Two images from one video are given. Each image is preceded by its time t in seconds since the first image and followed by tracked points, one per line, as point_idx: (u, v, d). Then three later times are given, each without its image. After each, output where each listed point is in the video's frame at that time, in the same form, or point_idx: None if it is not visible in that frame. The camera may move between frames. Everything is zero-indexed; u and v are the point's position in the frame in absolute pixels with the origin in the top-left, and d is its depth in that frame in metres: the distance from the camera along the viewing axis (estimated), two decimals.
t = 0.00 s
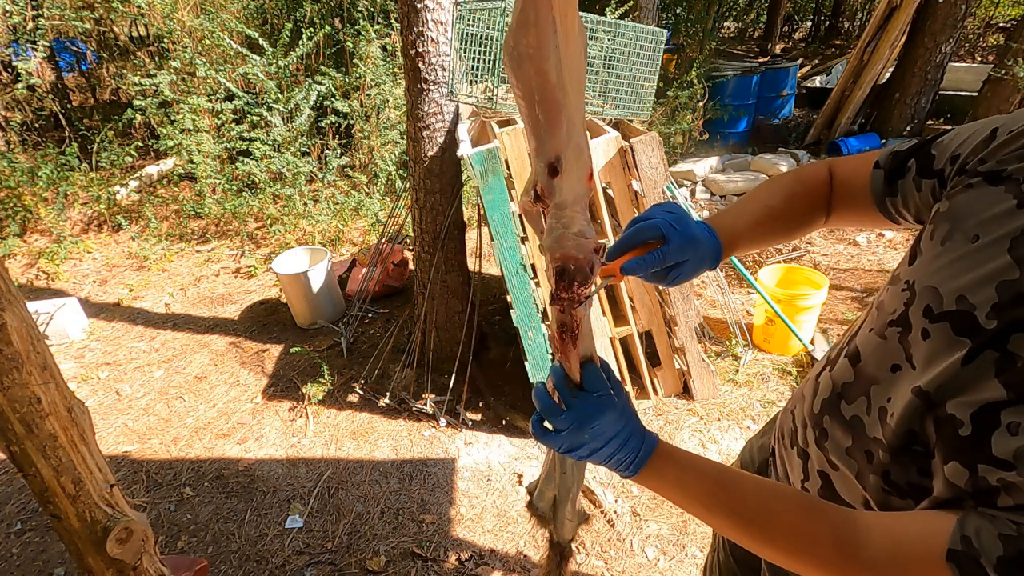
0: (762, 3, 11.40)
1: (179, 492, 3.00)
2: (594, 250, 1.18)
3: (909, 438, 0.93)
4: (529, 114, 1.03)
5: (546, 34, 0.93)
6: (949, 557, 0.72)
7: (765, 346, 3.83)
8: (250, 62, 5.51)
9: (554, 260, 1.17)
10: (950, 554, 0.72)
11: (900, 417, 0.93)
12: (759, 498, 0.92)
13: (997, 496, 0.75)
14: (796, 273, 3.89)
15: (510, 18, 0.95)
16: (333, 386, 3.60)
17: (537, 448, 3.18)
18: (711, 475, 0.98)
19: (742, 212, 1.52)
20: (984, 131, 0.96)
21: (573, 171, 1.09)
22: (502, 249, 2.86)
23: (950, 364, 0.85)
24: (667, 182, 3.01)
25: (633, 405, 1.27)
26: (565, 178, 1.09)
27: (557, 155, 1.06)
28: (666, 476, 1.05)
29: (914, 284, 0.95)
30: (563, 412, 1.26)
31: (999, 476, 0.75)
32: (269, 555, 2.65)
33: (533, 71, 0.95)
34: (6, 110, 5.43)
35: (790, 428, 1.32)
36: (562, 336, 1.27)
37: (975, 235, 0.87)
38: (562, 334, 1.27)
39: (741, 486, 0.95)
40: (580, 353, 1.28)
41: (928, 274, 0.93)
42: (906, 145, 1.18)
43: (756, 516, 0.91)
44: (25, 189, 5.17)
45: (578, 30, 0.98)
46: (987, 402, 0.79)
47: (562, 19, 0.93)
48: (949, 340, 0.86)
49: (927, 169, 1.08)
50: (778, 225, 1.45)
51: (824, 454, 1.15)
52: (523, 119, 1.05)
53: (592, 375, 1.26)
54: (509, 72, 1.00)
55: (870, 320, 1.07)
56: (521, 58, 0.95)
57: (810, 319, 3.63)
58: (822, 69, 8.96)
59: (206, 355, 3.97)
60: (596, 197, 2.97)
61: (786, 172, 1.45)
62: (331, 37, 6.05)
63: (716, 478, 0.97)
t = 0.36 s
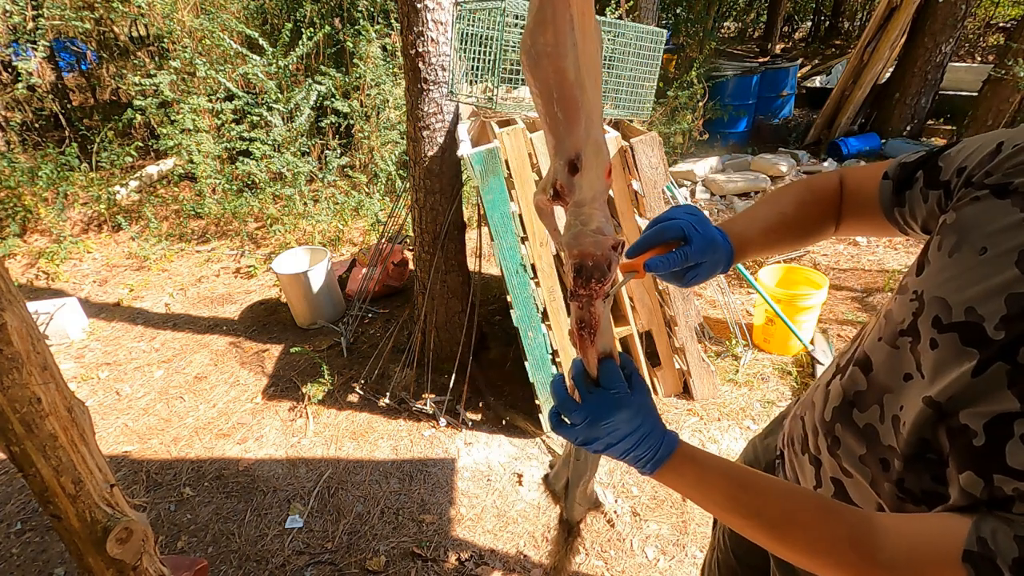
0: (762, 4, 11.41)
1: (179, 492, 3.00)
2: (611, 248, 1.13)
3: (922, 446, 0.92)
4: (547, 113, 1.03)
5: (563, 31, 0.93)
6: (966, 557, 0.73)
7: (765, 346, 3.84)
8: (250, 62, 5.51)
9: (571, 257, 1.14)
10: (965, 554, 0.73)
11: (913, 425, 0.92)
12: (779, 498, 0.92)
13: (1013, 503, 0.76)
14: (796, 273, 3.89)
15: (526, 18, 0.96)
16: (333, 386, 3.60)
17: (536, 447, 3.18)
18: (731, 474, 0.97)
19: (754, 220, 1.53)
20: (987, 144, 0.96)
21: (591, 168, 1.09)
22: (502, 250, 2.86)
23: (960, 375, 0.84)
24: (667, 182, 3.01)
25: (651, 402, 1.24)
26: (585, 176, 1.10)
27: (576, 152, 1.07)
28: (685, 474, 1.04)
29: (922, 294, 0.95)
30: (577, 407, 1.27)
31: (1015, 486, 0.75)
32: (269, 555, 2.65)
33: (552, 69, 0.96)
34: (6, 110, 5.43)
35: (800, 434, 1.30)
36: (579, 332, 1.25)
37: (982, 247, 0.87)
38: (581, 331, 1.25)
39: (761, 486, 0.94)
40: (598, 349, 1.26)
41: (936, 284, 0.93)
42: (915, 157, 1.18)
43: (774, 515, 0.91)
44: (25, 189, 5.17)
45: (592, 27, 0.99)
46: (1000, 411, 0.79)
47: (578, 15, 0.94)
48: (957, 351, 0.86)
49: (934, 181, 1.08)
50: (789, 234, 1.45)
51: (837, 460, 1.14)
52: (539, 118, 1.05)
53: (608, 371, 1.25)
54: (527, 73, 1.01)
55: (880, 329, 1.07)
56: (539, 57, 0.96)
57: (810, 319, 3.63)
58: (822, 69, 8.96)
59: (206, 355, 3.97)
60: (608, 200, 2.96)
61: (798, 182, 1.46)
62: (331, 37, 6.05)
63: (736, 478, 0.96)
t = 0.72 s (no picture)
0: (762, 4, 11.41)
1: (179, 492, 3.00)
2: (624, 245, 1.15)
3: (934, 448, 0.92)
4: (558, 112, 1.03)
5: (574, 29, 0.93)
6: (980, 557, 0.72)
7: (765, 346, 3.84)
8: (250, 62, 5.51)
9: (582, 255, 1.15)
10: (980, 555, 0.72)
11: (924, 428, 0.93)
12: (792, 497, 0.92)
13: None
14: (796, 273, 3.89)
15: (537, 18, 0.96)
16: (333, 386, 3.60)
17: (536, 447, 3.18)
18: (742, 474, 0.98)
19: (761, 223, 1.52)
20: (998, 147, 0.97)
21: (602, 166, 1.09)
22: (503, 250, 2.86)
23: (972, 379, 0.84)
24: (667, 182, 3.01)
25: (664, 401, 1.25)
26: (596, 174, 1.09)
27: (588, 150, 1.06)
28: (696, 474, 1.04)
29: (933, 297, 0.95)
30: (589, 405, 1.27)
31: None
32: (269, 555, 2.65)
33: (563, 68, 0.96)
34: (6, 110, 5.43)
35: (811, 435, 1.30)
36: (592, 331, 1.28)
37: (993, 251, 0.87)
38: (593, 330, 1.28)
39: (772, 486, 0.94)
40: (610, 347, 1.28)
41: (947, 287, 0.93)
42: (925, 160, 1.18)
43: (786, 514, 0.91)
44: (25, 188, 5.17)
45: (602, 25, 0.99)
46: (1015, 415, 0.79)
47: (589, 11, 0.93)
48: (968, 355, 0.86)
49: (944, 184, 1.08)
50: (798, 237, 1.45)
51: (848, 462, 1.13)
52: (551, 117, 1.05)
53: (620, 370, 1.25)
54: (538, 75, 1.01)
55: (890, 332, 1.07)
56: (550, 55, 0.95)
57: (811, 319, 3.63)
58: (822, 69, 8.96)
59: (206, 355, 3.97)
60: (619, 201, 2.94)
61: (805, 184, 1.45)
62: (331, 37, 6.05)
63: (747, 477, 0.97)
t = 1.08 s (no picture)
0: (762, 4, 11.41)
1: (179, 492, 3.00)
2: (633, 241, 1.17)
3: (937, 447, 0.92)
4: (563, 112, 1.03)
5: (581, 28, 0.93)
6: (981, 554, 0.72)
7: (765, 346, 3.84)
8: (250, 62, 5.51)
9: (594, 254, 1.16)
10: (981, 551, 0.73)
11: (929, 427, 0.93)
12: (798, 491, 0.92)
13: None
14: (796, 273, 3.89)
15: (542, 19, 0.96)
16: (333, 386, 3.60)
17: (536, 447, 3.18)
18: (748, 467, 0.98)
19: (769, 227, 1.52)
20: (1002, 147, 0.96)
21: (609, 165, 1.09)
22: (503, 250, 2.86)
23: (978, 379, 0.84)
24: (667, 182, 3.01)
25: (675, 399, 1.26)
26: (603, 173, 1.09)
27: (594, 148, 1.06)
28: (700, 469, 1.05)
29: (938, 297, 0.95)
30: (608, 411, 1.23)
31: None
32: (269, 555, 2.66)
33: (569, 68, 0.96)
34: (6, 110, 5.43)
35: (816, 435, 1.30)
36: (601, 332, 1.26)
37: (1000, 252, 0.87)
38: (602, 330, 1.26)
39: (779, 480, 0.94)
40: (618, 347, 1.27)
41: (954, 288, 0.93)
42: (925, 161, 1.18)
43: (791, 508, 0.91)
44: (25, 188, 5.17)
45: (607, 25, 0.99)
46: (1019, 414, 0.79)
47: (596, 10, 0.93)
48: (976, 355, 0.86)
49: (947, 187, 1.08)
50: (804, 241, 1.45)
51: (852, 462, 1.14)
52: (556, 119, 1.06)
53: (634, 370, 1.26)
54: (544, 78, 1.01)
55: (894, 332, 1.07)
56: (556, 56, 0.96)
57: (811, 319, 3.63)
58: (822, 69, 8.96)
59: (206, 355, 3.97)
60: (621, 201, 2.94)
61: (807, 188, 1.46)
62: (331, 37, 6.05)
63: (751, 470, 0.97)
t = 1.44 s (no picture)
0: (762, 4, 11.41)
1: (179, 492, 3.00)
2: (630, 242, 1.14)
3: (938, 447, 0.92)
4: (556, 112, 1.02)
5: (571, 29, 0.92)
6: (985, 557, 0.72)
7: (765, 346, 3.84)
8: (250, 62, 5.51)
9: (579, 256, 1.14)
10: (984, 554, 0.72)
11: (930, 427, 0.92)
12: (796, 499, 0.92)
13: None
14: (796, 273, 3.89)
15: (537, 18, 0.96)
16: (333, 386, 3.60)
17: (536, 447, 3.18)
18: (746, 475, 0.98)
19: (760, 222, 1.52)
20: (1004, 143, 0.96)
21: (599, 170, 1.06)
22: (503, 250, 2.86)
23: (978, 377, 0.84)
24: (667, 182, 3.01)
25: (661, 407, 1.23)
26: (593, 177, 1.07)
27: (585, 152, 1.04)
28: (698, 478, 1.04)
29: (938, 295, 0.96)
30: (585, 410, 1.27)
31: None
32: (269, 555, 2.65)
33: (559, 68, 0.95)
34: (6, 110, 5.43)
35: (815, 435, 1.30)
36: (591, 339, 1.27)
37: (999, 249, 0.87)
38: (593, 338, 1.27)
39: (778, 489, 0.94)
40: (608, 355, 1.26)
41: (952, 285, 0.93)
42: (928, 157, 1.18)
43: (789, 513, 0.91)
44: (25, 188, 5.17)
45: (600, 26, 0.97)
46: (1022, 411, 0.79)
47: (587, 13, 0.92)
48: (976, 353, 0.86)
49: (948, 181, 1.08)
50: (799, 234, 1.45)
51: (852, 463, 1.13)
52: (549, 118, 1.04)
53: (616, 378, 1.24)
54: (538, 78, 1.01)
55: (894, 331, 1.07)
56: (548, 55, 0.95)
57: (810, 319, 3.64)
58: (822, 69, 8.96)
59: (206, 355, 3.97)
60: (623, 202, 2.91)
61: (805, 183, 1.45)
62: (331, 37, 6.05)
63: (748, 481, 0.97)
